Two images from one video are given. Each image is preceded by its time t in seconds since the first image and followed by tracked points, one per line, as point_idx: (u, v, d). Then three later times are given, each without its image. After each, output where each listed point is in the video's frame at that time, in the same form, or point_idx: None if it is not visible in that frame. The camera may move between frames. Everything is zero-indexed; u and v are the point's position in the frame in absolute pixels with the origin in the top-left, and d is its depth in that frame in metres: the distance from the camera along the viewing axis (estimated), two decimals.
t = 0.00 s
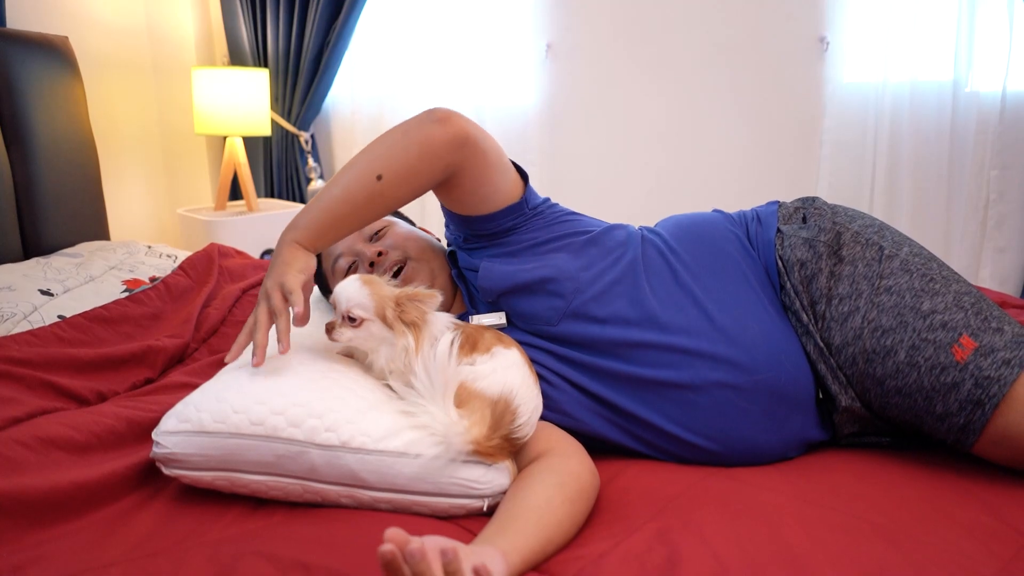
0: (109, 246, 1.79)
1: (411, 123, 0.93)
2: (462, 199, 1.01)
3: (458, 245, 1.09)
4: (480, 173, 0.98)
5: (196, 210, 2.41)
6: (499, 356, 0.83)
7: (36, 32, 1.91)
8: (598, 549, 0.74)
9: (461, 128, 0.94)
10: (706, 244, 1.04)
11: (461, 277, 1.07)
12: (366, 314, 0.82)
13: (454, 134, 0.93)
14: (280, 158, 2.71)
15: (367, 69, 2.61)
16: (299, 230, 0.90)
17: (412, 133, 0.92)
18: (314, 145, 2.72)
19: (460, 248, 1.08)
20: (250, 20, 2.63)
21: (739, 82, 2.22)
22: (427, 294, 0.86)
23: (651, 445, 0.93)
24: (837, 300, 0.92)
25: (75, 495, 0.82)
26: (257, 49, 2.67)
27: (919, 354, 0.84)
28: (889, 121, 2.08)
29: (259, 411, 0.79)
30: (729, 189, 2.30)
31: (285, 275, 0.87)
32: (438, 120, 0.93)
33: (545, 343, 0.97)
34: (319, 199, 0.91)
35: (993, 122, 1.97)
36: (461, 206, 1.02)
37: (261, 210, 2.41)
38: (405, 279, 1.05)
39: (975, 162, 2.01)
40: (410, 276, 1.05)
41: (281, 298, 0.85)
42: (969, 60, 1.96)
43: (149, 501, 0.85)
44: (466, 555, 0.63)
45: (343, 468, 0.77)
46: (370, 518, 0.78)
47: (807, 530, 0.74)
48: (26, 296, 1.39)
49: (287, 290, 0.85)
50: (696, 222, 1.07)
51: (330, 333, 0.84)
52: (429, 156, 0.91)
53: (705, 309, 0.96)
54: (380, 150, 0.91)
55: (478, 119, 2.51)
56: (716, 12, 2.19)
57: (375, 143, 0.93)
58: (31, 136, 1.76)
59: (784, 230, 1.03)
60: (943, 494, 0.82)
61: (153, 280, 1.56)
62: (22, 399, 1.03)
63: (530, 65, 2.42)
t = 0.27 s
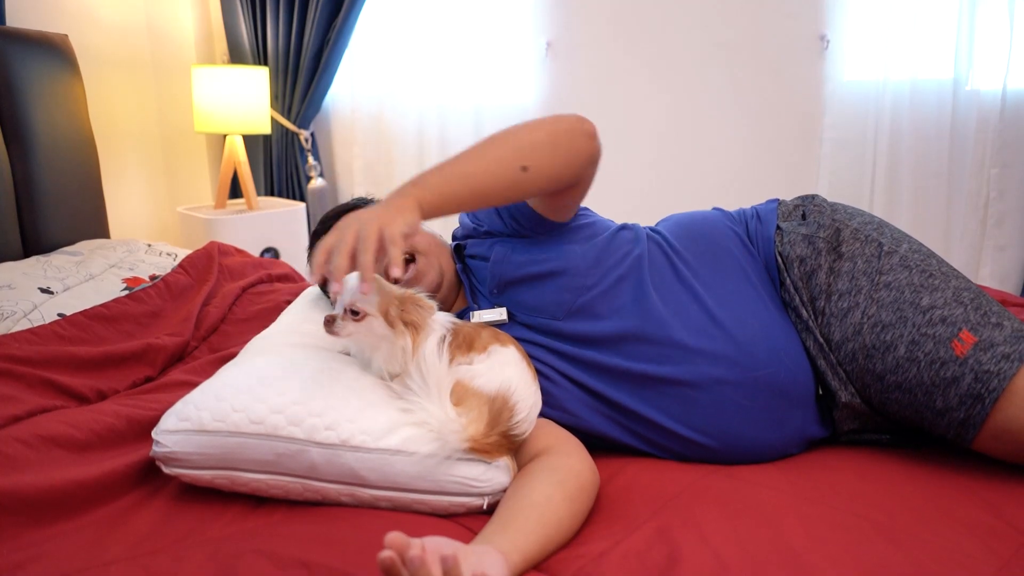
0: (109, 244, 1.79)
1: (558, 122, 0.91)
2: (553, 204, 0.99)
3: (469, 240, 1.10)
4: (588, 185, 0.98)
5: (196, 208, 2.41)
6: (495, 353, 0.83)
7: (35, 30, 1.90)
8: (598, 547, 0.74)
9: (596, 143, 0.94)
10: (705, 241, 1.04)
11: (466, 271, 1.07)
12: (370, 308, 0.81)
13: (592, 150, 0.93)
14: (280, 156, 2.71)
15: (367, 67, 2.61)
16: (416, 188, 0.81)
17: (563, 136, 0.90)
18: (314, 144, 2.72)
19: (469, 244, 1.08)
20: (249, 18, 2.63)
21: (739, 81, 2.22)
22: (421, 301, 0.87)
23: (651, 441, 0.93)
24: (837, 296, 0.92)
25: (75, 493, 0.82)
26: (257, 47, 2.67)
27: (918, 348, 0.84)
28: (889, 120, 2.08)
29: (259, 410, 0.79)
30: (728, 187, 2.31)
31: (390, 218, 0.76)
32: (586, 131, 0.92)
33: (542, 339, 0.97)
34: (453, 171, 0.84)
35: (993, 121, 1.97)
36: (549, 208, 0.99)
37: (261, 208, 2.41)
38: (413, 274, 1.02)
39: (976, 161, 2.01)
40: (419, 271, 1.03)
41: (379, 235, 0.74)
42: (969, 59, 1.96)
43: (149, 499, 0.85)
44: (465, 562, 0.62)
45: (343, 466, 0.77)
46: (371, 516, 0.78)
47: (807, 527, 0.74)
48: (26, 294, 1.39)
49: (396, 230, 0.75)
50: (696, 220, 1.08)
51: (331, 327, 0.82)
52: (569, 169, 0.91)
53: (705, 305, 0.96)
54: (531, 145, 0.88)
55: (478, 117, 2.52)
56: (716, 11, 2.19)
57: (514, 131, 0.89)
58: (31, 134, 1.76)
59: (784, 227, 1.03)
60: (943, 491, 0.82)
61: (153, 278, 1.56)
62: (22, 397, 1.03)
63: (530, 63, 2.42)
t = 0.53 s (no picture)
0: (109, 242, 1.79)
1: (622, 198, 0.91)
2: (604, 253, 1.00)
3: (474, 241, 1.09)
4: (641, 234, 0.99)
5: (196, 206, 2.41)
6: (503, 354, 0.84)
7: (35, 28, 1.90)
8: (598, 545, 0.74)
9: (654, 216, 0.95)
10: (706, 238, 1.04)
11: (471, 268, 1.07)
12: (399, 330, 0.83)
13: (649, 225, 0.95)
14: (280, 154, 2.71)
15: (367, 65, 2.61)
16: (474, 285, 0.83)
17: (627, 215, 0.91)
18: (314, 142, 2.72)
19: (473, 241, 1.09)
20: (249, 16, 2.63)
21: (739, 79, 2.21)
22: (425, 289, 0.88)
23: (652, 440, 0.93)
24: (838, 293, 0.92)
25: (76, 491, 0.82)
26: (256, 45, 2.66)
27: (919, 346, 0.84)
28: (889, 118, 2.08)
29: (259, 408, 0.79)
30: (728, 186, 2.31)
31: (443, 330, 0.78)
32: (648, 207, 0.93)
33: (547, 341, 0.98)
34: (519, 258, 0.85)
35: (993, 118, 1.97)
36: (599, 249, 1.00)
37: (261, 206, 2.41)
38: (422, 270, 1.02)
39: (976, 158, 2.01)
40: (426, 268, 1.03)
41: (430, 352, 0.77)
42: (970, 57, 1.96)
43: (150, 498, 0.85)
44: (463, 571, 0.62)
45: (343, 465, 0.77)
46: (372, 514, 0.78)
47: (807, 525, 0.74)
48: (26, 292, 1.39)
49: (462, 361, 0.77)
50: (697, 217, 1.08)
51: (361, 348, 0.82)
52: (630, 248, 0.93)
53: (706, 303, 0.96)
54: (596, 227, 0.89)
55: (478, 115, 2.51)
56: (716, 9, 2.19)
57: (579, 208, 0.90)
58: (31, 132, 1.76)
59: (785, 225, 1.03)
60: (944, 489, 0.82)
61: (153, 276, 1.56)
62: (22, 395, 1.03)
63: (530, 61, 2.41)
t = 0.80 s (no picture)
0: (109, 240, 1.79)
1: (626, 212, 0.90)
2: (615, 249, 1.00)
3: (474, 240, 1.10)
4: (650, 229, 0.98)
5: (196, 205, 2.40)
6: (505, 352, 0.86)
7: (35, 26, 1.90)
8: (598, 543, 0.74)
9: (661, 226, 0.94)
10: (706, 238, 1.04)
11: (468, 269, 1.07)
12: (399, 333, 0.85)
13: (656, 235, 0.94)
14: (280, 152, 2.71)
15: (367, 63, 2.61)
16: (481, 309, 0.86)
17: (631, 229, 0.90)
18: (314, 140, 2.72)
19: (471, 241, 1.10)
20: (249, 15, 2.63)
21: (739, 77, 2.21)
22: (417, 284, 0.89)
23: (651, 442, 0.93)
24: (837, 296, 0.92)
25: (76, 489, 0.82)
26: (256, 43, 2.66)
27: (920, 351, 0.84)
28: (889, 116, 2.07)
29: (259, 406, 0.79)
30: (729, 184, 2.30)
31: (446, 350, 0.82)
32: (654, 220, 0.92)
33: (546, 340, 0.98)
34: (523, 283, 0.87)
35: (994, 116, 1.97)
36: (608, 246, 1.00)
37: (261, 204, 2.41)
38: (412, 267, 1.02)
39: (976, 157, 2.01)
40: (419, 266, 1.02)
41: (430, 363, 0.83)
42: (970, 55, 1.96)
43: (149, 496, 0.85)
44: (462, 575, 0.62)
45: (343, 463, 0.77)
46: (372, 513, 0.78)
47: (806, 524, 0.74)
48: (26, 290, 1.39)
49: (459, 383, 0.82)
50: (697, 217, 1.07)
51: (363, 357, 0.83)
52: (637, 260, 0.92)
53: (705, 305, 0.96)
54: (600, 247, 0.88)
55: (478, 113, 2.51)
56: (716, 7, 2.18)
57: (583, 225, 0.89)
58: (31, 130, 1.76)
59: (785, 226, 1.03)
60: (943, 489, 0.82)
61: (153, 274, 1.56)
62: (22, 394, 1.03)
63: (530, 59, 2.41)
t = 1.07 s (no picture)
0: (109, 238, 1.79)
1: (624, 204, 0.90)
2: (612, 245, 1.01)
3: (474, 238, 1.10)
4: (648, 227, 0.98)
5: (196, 203, 2.40)
6: (501, 348, 0.87)
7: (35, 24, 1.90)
8: (597, 541, 0.74)
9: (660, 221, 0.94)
10: (706, 236, 1.04)
11: (466, 267, 1.07)
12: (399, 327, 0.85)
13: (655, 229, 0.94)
14: (280, 150, 2.70)
15: (367, 61, 2.60)
16: (476, 297, 0.87)
17: (629, 222, 0.90)
18: (314, 138, 2.72)
19: (470, 239, 1.10)
20: (249, 13, 2.62)
21: (740, 75, 2.21)
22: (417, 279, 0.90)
23: (650, 440, 0.93)
24: (837, 293, 0.92)
25: (76, 487, 0.82)
26: (256, 41, 2.66)
27: (919, 348, 0.84)
28: (889, 113, 2.07)
29: (259, 404, 0.79)
30: (729, 182, 2.30)
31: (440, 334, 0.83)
32: (653, 213, 0.92)
33: (546, 338, 0.98)
34: (519, 272, 0.87)
35: (994, 114, 1.97)
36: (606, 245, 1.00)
37: (261, 202, 2.41)
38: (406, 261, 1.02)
39: (977, 154, 2.00)
40: (417, 263, 1.02)
41: (418, 342, 0.83)
42: (970, 52, 1.96)
43: (149, 494, 0.85)
44: None
45: (343, 461, 0.77)
46: (372, 511, 0.78)
47: (806, 522, 0.74)
48: (26, 288, 1.39)
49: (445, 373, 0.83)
50: (697, 215, 1.07)
51: (366, 355, 0.82)
52: (634, 253, 0.92)
53: (706, 302, 0.96)
54: (598, 237, 0.88)
55: (478, 111, 2.51)
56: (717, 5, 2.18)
57: (580, 217, 0.89)
58: (31, 128, 1.75)
59: (785, 223, 1.03)
60: (943, 486, 0.82)
61: (153, 272, 1.56)
62: (22, 392, 1.03)
63: (530, 56, 2.41)
